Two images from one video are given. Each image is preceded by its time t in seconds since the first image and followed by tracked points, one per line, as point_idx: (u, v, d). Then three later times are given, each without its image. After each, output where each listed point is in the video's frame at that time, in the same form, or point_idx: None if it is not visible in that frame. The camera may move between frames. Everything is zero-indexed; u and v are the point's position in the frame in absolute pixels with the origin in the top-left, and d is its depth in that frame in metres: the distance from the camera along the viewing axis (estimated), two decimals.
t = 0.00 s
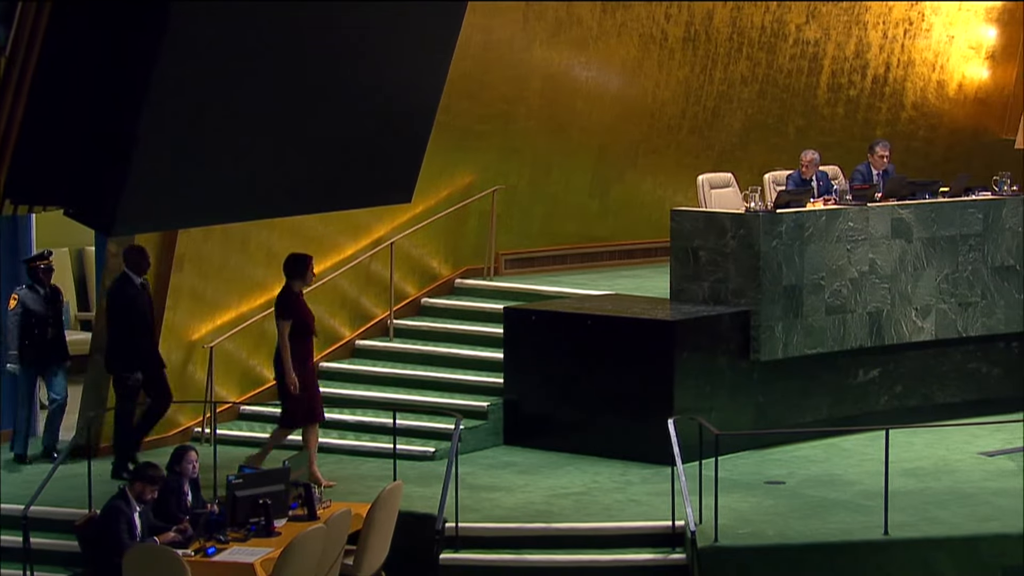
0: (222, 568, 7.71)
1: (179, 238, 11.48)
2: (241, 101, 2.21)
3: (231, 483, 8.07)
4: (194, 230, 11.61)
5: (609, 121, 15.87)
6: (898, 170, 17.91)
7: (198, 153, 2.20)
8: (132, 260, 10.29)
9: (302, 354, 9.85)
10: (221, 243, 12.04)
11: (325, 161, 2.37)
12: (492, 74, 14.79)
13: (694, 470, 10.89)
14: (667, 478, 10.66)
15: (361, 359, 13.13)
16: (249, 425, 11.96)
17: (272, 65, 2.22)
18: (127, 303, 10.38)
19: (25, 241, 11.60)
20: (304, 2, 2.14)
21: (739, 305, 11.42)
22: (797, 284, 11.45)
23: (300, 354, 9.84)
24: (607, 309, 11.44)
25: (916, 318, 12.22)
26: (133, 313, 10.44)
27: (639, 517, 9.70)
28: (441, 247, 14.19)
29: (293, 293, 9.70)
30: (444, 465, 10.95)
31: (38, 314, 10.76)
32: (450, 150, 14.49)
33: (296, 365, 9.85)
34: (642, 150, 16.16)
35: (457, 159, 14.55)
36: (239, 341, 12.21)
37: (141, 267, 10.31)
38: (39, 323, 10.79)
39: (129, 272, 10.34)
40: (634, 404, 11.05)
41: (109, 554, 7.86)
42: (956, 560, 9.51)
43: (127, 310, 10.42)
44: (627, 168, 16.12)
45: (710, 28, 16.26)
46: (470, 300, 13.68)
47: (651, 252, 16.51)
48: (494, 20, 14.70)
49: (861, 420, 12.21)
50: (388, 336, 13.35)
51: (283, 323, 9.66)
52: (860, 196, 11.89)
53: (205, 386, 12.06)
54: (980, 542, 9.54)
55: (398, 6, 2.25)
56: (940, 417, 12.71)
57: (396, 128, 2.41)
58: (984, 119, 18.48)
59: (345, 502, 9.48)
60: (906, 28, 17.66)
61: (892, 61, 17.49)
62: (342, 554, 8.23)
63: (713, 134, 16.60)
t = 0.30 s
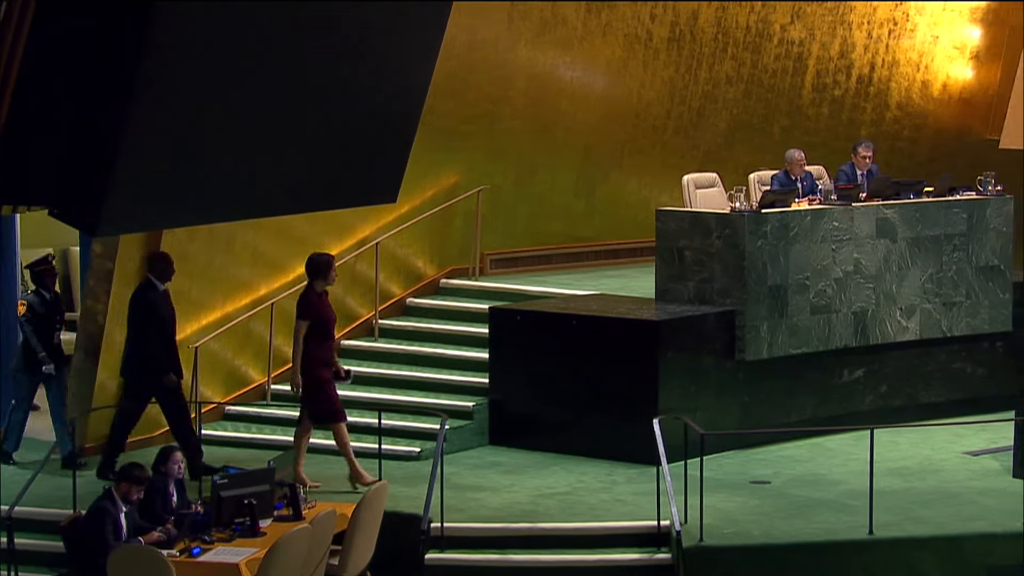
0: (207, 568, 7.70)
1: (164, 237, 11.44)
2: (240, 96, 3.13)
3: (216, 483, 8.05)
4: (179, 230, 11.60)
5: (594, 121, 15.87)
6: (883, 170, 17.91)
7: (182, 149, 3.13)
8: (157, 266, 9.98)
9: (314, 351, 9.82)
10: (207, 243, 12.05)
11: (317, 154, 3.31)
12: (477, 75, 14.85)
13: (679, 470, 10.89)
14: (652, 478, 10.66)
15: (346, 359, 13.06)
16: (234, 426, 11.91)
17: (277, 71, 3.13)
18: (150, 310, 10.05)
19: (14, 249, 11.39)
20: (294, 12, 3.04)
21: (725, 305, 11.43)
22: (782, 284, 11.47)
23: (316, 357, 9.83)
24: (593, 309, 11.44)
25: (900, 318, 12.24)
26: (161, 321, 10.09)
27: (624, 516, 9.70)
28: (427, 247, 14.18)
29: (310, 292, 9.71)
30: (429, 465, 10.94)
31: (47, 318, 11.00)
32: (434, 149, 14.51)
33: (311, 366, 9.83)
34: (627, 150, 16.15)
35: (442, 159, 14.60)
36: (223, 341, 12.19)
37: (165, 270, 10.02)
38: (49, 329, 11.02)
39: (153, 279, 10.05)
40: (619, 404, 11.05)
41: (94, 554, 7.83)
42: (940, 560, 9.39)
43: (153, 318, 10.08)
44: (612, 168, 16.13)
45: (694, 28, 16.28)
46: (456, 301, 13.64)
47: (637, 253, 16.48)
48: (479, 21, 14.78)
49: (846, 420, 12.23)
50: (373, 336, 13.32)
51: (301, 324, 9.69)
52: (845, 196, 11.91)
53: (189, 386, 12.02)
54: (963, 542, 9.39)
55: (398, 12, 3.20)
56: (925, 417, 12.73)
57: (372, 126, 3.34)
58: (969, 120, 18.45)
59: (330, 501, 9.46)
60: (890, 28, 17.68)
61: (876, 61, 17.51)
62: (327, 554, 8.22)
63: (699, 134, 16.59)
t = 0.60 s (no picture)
0: (187, 568, 7.67)
1: (142, 239, 11.37)
2: (239, 100, 1.73)
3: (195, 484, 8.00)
4: (159, 232, 11.51)
5: (574, 122, 15.86)
6: (861, 170, 17.92)
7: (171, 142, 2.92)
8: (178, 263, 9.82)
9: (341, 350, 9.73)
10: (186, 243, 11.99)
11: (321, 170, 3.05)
12: (456, 74, 14.85)
13: (659, 469, 10.90)
14: (632, 478, 10.66)
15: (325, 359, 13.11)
16: (212, 426, 11.88)
17: (279, 74, 1.73)
18: (169, 304, 9.95)
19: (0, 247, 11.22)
20: (311, 9, 1.67)
21: (704, 305, 11.43)
22: (761, 284, 11.48)
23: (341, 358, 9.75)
24: (573, 309, 11.44)
25: (879, 317, 12.26)
26: (178, 315, 9.99)
27: (604, 516, 9.69)
28: (406, 247, 14.14)
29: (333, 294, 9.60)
30: (408, 465, 10.93)
31: (51, 315, 10.41)
32: (412, 150, 14.47)
33: (339, 366, 9.77)
34: (607, 151, 16.14)
35: (422, 159, 14.58)
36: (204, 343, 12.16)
37: (186, 267, 9.88)
38: (52, 326, 10.41)
39: (174, 276, 9.90)
40: (599, 404, 11.05)
41: (73, 555, 7.79)
42: (919, 560, 9.42)
43: (170, 313, 9.98)
44: (592, 167, 16.09)
45: (674, 27, 16.28)
46: (434, 301, 13.64)
47: (616, 252, 16.50)
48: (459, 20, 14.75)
49: (826, 419, 12.25)
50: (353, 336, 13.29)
51: (324, 326, 9.59)
52: (824, 196, 11.95)
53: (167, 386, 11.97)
54: (943, 541, 9.43)
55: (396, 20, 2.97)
56: (904, 416, 12.76)
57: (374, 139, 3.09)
58: (945, 121, 18.53)
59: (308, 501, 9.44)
60: (869, 29, 17.73)
61: (855, 61, 17.56)
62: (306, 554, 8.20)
63: (678, 133, 16.58)
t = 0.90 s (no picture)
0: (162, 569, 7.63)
1: (118, 239, 11.41)
2: (234, 100, 3.33)
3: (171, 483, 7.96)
4: (134, 231, 11.52)
5: (550, 122, 15.87)
6: (836, 171, 17.96)
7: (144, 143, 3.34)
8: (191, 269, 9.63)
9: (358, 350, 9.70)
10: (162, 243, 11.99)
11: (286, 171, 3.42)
12: (431, 75, 14.81)
13: (635, 469, 10.90)
14: (608, 478, 10.66)
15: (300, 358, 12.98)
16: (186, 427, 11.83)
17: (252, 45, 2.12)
18: (182, 313, 9.76)
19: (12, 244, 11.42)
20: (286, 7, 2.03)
21: (679, 305, 11.44)
22: (736, 284, 11.50)
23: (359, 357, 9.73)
24: (548, 309, 11.43)
25: (854, 317, 12.29)
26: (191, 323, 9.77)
27: (579, 516, 9.69)
28: (382, 247, 14.18)
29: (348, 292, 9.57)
30: (384, 466, 10.91)
31: (55, 319, 10.18)
32: (384, 151, 14.46)
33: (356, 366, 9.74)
34: (581, 151, 16.13)
35: (397, 159, 14.57)
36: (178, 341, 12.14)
37: (198, 273, 9.67)
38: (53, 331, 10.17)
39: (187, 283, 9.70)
40: (575, 404, 11.04)
41: (47, 556, 7.74)
42: (894, 560, 9.42)
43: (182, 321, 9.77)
44: (569, 167, 16.12)
45: (649, 27, 16.29)
46: (410, 301, 13.60)
47: (593, 252, 16.51)
48: (434, 20, 14.72)
49: (801, 418, 12.28)
50: (328, 336, 13.25)
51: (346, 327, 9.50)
52: (798, 195, 11.98)
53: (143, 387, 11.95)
54: (917, 540, 9.44)
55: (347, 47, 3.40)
56: (879, 416, 12.80)
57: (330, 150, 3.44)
58: (920, 121, 18.55)
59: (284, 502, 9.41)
60: (844, 28, 17.72)
61: (830, 61, 17.56)
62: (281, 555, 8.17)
63: (653, 134, 16.60)
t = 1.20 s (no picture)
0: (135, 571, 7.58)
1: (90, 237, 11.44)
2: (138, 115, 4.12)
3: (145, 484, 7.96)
4: (107, 231, 11.59)
5: (524, 122, 15.88)
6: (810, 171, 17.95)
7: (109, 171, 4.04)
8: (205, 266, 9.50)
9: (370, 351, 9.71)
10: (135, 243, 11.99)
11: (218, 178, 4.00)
12: (405, 73, 14.87)
13: (609, 469, 10.90)
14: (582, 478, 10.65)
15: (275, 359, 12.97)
16: (160, 427, 11.79)
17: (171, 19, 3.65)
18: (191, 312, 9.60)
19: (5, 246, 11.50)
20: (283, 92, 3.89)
21: (653, 305, 11.45)
22: (709, 284, 11.51)
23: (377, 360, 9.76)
24: (523, 309, 11.41)
25: (827, 317, 12.32)
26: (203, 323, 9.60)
27: (553, 516, 9.68)
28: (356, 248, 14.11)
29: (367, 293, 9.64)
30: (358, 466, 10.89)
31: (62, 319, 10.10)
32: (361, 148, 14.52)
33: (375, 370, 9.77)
34: (555, 150, 16.13)
35: (371, 159, 14.55)
36: (150, 342, 12.09)
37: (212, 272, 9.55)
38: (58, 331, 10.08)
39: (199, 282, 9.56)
40: (550, 404, 11.03)
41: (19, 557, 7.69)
42: (868, 559, 9.42)
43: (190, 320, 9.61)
44: (543, 167, 16.12)
45: (622, 27, 16.32)
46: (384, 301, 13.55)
47: (566, 252, 16.48)
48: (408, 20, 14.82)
49: (774, 418, 12.31)
50: (302, 336, 13.21)
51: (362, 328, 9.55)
52: (771, 196, 11.99)
53: (117, 388, 11.94)
54: (890, 540, 9.45)
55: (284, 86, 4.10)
56: (852, 415, 12.83)
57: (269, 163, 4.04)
58: (893, 121, 18.53)
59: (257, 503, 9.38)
60: (817, 29, 17.75)
61: (803, 61, 17.58)
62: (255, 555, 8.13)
63: (627, 134, 16.59)
